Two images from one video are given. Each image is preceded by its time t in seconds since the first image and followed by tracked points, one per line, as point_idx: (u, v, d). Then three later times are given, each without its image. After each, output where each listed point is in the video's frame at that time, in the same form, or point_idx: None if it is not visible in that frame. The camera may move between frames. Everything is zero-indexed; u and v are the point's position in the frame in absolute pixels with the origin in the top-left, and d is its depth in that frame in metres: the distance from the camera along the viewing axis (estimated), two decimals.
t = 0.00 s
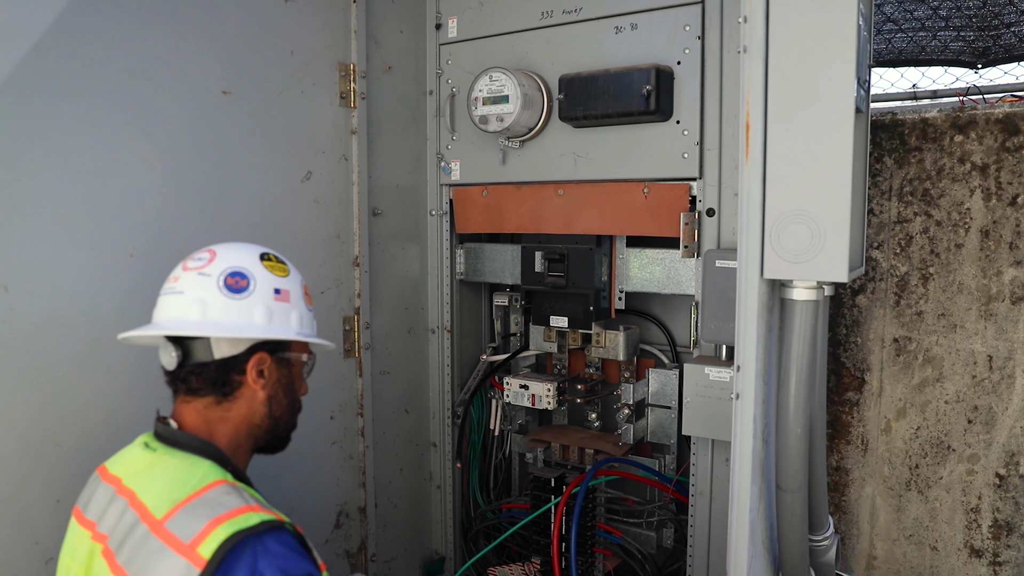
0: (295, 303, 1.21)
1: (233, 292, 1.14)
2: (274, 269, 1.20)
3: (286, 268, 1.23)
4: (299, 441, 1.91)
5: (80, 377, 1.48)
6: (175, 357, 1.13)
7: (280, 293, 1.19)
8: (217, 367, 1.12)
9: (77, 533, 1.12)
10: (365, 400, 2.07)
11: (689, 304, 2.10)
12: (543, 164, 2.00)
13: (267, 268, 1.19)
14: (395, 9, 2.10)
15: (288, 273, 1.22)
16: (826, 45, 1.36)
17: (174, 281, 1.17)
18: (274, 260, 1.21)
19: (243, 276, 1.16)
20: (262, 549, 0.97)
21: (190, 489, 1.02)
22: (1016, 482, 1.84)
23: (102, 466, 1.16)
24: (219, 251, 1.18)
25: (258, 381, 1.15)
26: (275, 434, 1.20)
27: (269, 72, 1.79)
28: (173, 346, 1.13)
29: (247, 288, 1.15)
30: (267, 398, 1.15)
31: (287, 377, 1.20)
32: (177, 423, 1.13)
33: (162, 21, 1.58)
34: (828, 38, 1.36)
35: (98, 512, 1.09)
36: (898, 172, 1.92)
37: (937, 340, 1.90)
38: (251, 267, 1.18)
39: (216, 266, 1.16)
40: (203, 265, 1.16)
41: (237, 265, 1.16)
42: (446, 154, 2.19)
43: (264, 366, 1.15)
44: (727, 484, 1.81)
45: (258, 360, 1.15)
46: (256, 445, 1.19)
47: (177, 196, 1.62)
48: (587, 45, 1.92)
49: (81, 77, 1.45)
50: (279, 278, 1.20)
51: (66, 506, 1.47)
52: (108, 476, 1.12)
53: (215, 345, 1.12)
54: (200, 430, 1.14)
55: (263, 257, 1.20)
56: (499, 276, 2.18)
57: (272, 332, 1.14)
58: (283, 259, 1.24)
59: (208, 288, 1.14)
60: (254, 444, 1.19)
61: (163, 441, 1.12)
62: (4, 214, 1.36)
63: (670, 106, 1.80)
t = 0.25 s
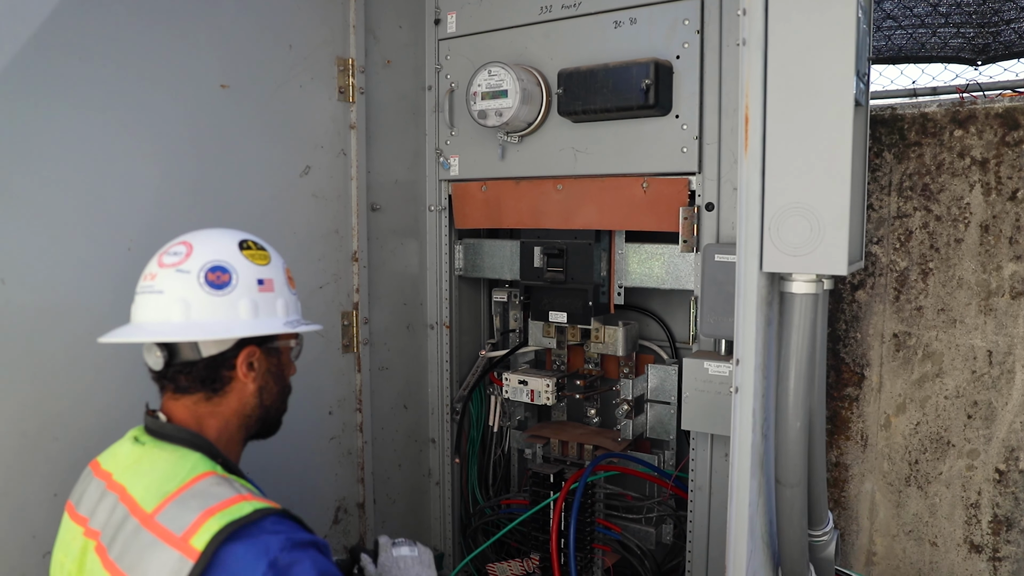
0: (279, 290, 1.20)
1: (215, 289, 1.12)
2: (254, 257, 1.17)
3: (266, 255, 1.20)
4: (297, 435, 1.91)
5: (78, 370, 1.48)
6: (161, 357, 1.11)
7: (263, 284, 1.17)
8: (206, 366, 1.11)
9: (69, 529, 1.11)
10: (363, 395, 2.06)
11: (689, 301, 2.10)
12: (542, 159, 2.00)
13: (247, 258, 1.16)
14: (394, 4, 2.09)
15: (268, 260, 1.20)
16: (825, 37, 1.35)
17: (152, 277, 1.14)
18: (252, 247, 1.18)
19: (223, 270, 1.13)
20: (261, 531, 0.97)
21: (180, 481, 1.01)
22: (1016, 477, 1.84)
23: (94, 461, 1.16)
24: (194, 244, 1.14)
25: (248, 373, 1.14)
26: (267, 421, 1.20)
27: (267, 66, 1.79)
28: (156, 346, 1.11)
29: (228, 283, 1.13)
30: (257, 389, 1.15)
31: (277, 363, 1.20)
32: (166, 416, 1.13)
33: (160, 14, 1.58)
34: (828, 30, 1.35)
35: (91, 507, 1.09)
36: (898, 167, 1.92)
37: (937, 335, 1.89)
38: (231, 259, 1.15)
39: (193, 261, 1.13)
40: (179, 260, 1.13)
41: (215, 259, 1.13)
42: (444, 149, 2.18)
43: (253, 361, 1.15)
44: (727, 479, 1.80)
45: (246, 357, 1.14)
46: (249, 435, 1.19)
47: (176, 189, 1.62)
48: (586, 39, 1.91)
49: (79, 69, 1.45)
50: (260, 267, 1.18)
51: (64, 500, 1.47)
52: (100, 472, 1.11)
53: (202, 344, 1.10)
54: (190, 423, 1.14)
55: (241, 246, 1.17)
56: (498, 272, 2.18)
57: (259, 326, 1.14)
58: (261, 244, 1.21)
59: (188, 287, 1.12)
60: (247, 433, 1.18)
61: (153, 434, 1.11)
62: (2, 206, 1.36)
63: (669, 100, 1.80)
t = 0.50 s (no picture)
0: (265, 281, 1.19)
1: (199, 282, 1.11)
2: (238, 248, 1.16)
3: (250, 245, 1.19)
4: (295, 430, 1.90)
5: (74, 363, 1.48)
6: (146, 351, 1.11)
7: (248, 275, 1.16)
8: (192, 359, 1.11)
9: (60, 527, 1.10)
10: (361, 390, 2.06)
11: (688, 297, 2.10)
12: (541, 153, 2.00)
13: (231, 249, 1.15)
14: None
15: (253, 250, 1.18)
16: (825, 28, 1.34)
17: (135, 271, 1.13)
18: (236, 238, 1.16)
19: (207, 263, 1.12)
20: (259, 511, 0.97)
21: (171, 469, 1.01)
22: (1015, 472, 1.83)
23: (83, 458, 1.15)
24: (176, 236, 1.12)
25: (236, 364, 1.14)
26: (257, 413, 1.19)
27: (265, 59, 1.78)
28: (142, 341, 1.11)
29: (213, 275, 1.12)
30: (246, 380, 1.15)
31: (266, 356, 1.20)
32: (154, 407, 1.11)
33: (158, 6, 1.57)
34: (827, 21, 1.34)
35: (82, 502, 1.08)
36: (897, 162, 1.92)
37: (936, 330, 1.89)
38: (214, 250, 1.13)
39: (176, 254, 1.11)
40: (162, 253, 1.11)
41: (198, 251, 1.12)
42: (443, 144, 2.17)
43: (240, 352, 1.15)
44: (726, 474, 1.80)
45: (232, 349, 1.14)
46: (240, 427, 1.18)
47: (173, 182, 1.62)
48: (585, 33, 1.91)
49: (77, 61, 1.45)
50: (244, 258, 1.16)
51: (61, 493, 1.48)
52: (89, 467, 1.10)
53: (189, 338, 1.10)
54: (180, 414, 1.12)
55: (225, 237, 1.15)
56: (496, 267, 2.17)
57: (245, 319, 1.13)
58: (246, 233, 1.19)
59: (171, 280, 1.10)
60: (237, 426, 1.17)
61: (141, 426, 1.11)
62: None
63: (668, 94, 1.79)
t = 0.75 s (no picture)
0: (263, 277, 1.17)
1: (195, 277, 1.09)
2: (236, 243, 1.15)
3: (249, 240, 1.17)
4: (295, 427, 1.90)
5: (73, 358, 1.48)
6: (141, 346, 1.10)
7: (246, 270, 1.14)
8: (188, 355, 1.10)
9: (55, 521, 1.11)
10: (361, 387, 2.06)
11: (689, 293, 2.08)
12: (541, 150, 1.99)
13: (229, 243, 1.14)
14: None
15: (252, 246, 1.17)
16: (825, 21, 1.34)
17: (132, 265, 1.12)
18: (234, 232, 1.15)
19: (204, 257, 1.11)
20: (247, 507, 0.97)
21: (161, 465, 1.00)
22: (1016, 469, 1.83)
23: (77, 452, 1.15)
24: (173, 230, 1.11)
25: (231, 361, 1.13)
26: (251, 408, 1.18)
27: (265, 55, 1.78)
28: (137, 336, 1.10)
29: (210, 270, 1.11)
30: (242, 376, 1.14)
31: (263, 353, 1.18)
32: (147, 402, 1.11)
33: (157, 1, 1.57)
34: (828, 14, 1.33)
35: (74, 497, 1.08)
36: (898, 158, 1.91)
37: (937, 326, 1.89)
38: (211, 245, 1.12)
39: (172, 248, 1.10)
40: (159, 247, 1.11)
41: (195, 246, 1.10)
42: (443, 141, 2.17)
43: (236, 349, 1.14)
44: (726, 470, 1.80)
45: (228, 346, 1.13)
46: (234, 422, 1.18)
47: (172, 177, 1.61)
48: (585, 29, 1.91)
49: (75, 55, 1.45)
50: (242, 253, 1.15)
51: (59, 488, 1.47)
52: (82, 462, 1.11)
53: (184, 334, 1.09)
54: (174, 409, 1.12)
55: (223, 232, 1.14)
56: (497, 264, 2.17)
57: (242, 314, 1.11)
58: (244, 228, 1.18)
59: (167, 274, 1.09)
60: (231, 420, 1.17)
61: (133, 421, 1.10)
62: None
63: (668, 90, 1.79)
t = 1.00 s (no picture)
0: (261, 270, 1.16)
1: (192, 269, 1.09)
2: (234, 235, 1.14)
3: (248, 232, 1.17)
4: (296, 422, 1.89)
5: (73, 351, 1.48)
6: (139, 338, 1.09)
7: (243, 263, 1.14)
8: (185, 348, 1.10)
9: (55, 513, 1.10)
10: (362, 383, 2.05)
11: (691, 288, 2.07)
12: (542, 145, 1.99)
13: (226, 235, 1.13)
14: None
15: (250, 238, 1.16)
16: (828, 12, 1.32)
17: (129, 257, 1.11)
18: (232, 224, 1.15)
19: (201, 249, 1.10)
20: (248, 506, 0.96)
21: (163, 457, 1.00)
22: (1019, 465, 1.82)
23: (78, 444, 1.14)
24: (171, 222, 1.11)
25: (228, 353, 1.13)
26: (253, 400, 1.18)
27: (266, 49, 1.78)
28: (135, 328, 1.10)
29: (207, 262, 1.10)
30: (240, 368, 1.14)
31: (262, 344, 1.18)
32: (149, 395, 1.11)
33: None
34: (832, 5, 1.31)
35: (76, 489, 1.07)
36: (900, 153, 1.91)
37: (939, 322, 1.88)
38: (209, 237, 1.12)
39: (169, 240, 1.10)
40: (156, 239, 1.10)
41: (191, 238, 1.10)
42: (444, 136, 2.17)
43: (232, 341, 1.13)
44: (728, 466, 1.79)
45: (225, 339, 1.12)
46: (236, 415, 1.17)
47: (173, 171, 1.61)
48: (587, 24, 1.90)
49: (76, 48, 1.44)
50: (240, 246, 1.14)
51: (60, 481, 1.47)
52: (83, 454, 1.10)
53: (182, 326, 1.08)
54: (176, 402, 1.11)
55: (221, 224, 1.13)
56: (498, 260, 2.17)
57: (238, 308, 1.11)
58: (243, 220, 1.18)
59: (164, 267, 1.09)
60: (234, 413, 1.16)
61: (135, 413, 1.10)
62: None
63: (670, 84, 1.79)
